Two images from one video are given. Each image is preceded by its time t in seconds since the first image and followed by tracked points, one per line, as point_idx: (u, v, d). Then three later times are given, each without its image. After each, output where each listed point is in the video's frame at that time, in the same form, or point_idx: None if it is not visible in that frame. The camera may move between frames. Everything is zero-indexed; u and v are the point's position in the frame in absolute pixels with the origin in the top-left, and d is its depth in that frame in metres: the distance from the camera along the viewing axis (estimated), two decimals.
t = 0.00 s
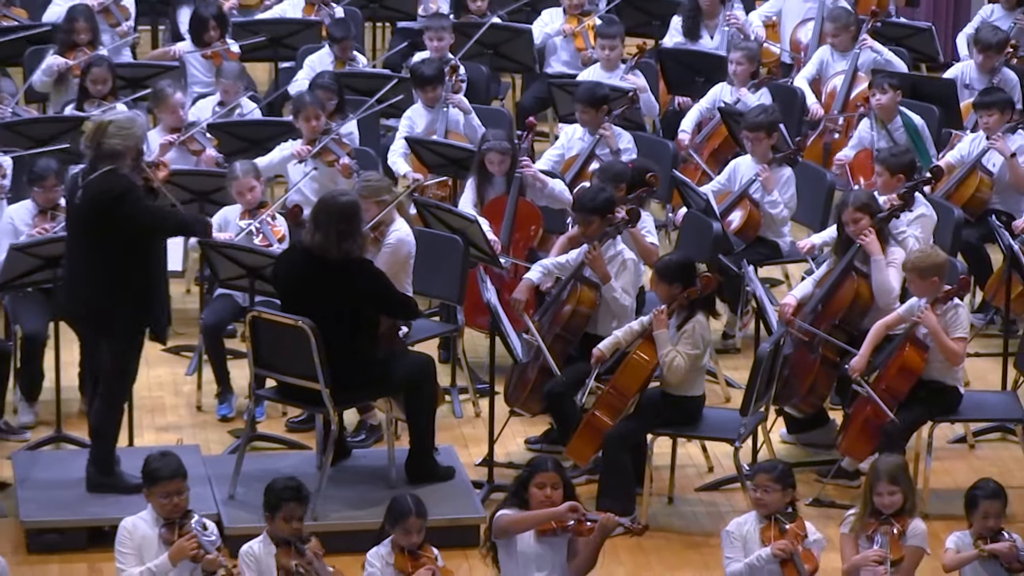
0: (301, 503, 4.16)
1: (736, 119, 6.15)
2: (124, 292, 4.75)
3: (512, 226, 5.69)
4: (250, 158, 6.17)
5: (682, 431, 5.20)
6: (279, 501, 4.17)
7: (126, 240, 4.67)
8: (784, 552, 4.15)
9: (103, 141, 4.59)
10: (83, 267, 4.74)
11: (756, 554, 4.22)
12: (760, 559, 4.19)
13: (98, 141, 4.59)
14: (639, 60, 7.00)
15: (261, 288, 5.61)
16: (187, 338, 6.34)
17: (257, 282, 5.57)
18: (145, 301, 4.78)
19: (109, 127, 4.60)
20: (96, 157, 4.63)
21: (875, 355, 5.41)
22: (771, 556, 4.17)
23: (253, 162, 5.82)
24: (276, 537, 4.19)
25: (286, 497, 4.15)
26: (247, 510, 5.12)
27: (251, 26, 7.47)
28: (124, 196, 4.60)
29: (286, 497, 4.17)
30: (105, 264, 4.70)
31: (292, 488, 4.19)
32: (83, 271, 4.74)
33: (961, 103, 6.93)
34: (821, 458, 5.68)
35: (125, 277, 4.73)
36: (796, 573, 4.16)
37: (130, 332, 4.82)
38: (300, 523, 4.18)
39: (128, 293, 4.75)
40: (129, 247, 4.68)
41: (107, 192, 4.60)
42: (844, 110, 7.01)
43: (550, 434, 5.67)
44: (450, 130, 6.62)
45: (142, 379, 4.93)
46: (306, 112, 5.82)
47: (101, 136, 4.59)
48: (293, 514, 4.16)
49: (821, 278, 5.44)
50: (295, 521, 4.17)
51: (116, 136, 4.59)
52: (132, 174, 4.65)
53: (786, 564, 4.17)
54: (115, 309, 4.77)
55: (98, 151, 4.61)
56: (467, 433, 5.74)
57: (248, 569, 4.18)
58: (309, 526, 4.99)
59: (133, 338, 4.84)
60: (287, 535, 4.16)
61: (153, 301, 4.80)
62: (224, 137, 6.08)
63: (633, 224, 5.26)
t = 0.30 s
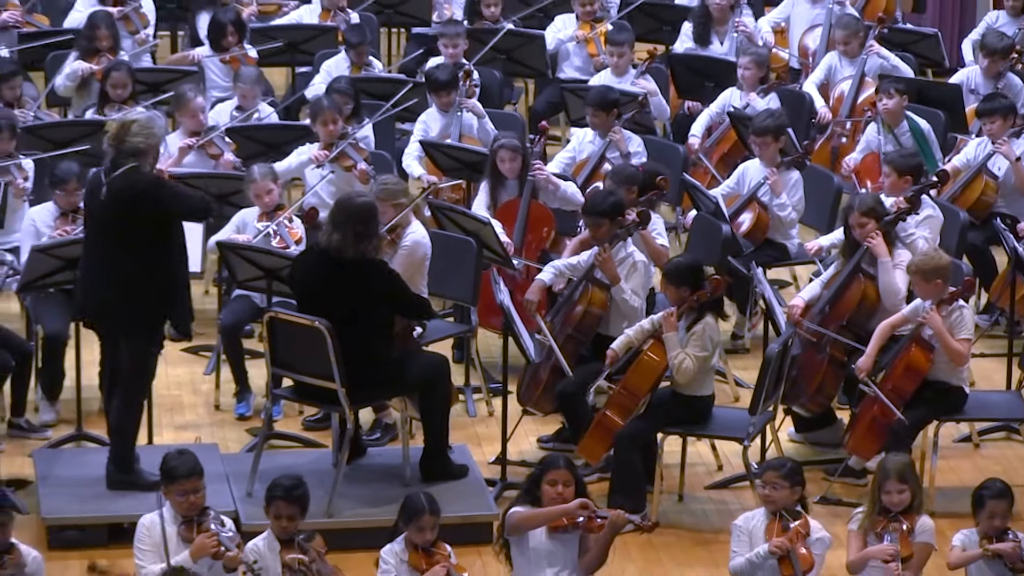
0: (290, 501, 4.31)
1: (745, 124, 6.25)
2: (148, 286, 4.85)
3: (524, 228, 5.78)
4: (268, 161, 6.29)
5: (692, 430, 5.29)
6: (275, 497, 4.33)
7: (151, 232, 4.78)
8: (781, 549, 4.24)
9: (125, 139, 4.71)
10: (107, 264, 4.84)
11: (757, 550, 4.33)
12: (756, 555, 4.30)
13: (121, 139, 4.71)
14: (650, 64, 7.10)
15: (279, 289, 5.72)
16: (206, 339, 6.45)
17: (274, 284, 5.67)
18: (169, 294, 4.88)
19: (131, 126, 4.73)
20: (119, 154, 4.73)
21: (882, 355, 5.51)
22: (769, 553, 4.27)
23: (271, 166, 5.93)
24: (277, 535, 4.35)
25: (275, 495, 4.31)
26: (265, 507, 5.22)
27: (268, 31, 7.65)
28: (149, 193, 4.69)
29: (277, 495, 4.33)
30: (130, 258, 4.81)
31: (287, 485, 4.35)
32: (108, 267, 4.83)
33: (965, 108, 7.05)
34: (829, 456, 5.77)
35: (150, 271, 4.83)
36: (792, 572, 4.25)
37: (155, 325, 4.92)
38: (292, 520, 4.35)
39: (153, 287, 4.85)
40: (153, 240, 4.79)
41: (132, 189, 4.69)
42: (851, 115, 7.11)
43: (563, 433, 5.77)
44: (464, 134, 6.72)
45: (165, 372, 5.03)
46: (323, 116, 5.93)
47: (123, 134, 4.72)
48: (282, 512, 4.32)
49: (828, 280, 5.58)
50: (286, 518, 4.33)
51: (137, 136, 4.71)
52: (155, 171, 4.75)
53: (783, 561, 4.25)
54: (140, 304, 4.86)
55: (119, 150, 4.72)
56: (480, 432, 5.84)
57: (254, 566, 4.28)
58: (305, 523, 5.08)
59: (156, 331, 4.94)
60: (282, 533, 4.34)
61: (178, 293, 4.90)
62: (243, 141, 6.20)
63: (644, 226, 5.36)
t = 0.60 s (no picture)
0: (305, 509, 4.41)
1: (750, 137, 6.35)
2: (166, 295, 4.96)
3: (533, 239, 5.88)
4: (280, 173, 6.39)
5: (698, 439, 5.38)
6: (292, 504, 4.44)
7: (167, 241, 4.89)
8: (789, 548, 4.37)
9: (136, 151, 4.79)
10: (127, 275, 4.93)
11: (763, 546, 4.43)
12: (766, 551, 4.40)
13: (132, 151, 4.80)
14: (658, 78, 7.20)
15: (292, 300, 5.82)
16: (221, 349, 6.56)
17: (287, 294, 5.77)
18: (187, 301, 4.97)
19: (145, 139, 4.80)
20: (132, 167, 4.82)
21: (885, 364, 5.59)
22: (777, 551, 4.38)
23: (285, 179, 6.04)
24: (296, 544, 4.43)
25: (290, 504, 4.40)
26: (278, 515, 5.32)
27: (282, 46, 7.78)
28: (167, 202, 4.81)
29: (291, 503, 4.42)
30: (150, 267, 4.90)
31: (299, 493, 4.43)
32: (128, 279, 4.92)
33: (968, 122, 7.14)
34: (834, 465, 5.86)
35: (169, 280, 4.92)
36: None
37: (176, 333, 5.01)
38: (309, 527, 4.42)
39: (172, 296, 4.94)
40: (169, 250, 4.91)
41: (150, 201, 4.79)
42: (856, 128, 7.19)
43: (571, 442, 5.86)
44: (475, 147, 6.82)
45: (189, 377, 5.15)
46: (337, 129, 6.03)
47: (134, 146, 4.80)
48: (298, 521, 4.41)
49: (833, 291, 5.64)
50: (302, 526, 4.41)
51: (152, 149, 4.80)
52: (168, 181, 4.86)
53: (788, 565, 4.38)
54: (160, 313, 4.96)
55: (134, 161, 4.81)
56: (490, 440, 5.93)
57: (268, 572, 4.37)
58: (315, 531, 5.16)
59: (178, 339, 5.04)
60: (299, 541, 4.42)
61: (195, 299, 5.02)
62: (256, 153, 6.29)
63: (651, 237, 5.46)
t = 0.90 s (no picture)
0: (338, 525, 4.47)
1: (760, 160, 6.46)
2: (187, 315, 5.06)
3: (547, 260, 5.99)
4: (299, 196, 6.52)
5: (710, 456, 5.47)
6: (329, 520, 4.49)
7: (193, 263, 4.99)
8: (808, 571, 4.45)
9: (162, 174, 4.89)
10: (149, 297, 5.03)
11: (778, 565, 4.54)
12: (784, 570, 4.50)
13: (158, 174, 4.89)
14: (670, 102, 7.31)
15: (310, 319, 5.92)
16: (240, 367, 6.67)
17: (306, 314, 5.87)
18: (212, 321, 5.08)
19: (165, 161, 4.90)
20: (157, 191, 4.92)
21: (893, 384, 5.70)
22: (797, 571, 4.47)
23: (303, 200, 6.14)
24: (331, 559, 4.48)
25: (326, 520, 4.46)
26: (297, 531, 5.42)
27: (301, 70, 7.88)
28: (194, 224, 4.93)
29: (326, 519, 4.48)
30: (175, 289, 5.00)
31: (333, 511, 4.49)
32: (152, 301, 5.03)
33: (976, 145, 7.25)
34: (843, 481, 5.96)
35: (194, 301, 5.02)
36: None
37: (201, 353, 5.11)
38: (343, 543, 4.48)
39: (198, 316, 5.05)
40: (191, 272, 5.01)
41: (175, 224, 4.91)
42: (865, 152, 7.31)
43: (585, 459, 5.96)
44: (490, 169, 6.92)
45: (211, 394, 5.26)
46: (356, 151, 6.13)
47: (160, 170, 4.91)
48: (331, 536, 4.47)
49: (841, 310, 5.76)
50: (336, 541, 4.47)
51: (175, 171, 4.90)
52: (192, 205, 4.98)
53: None
54: (186, 334, 5.06)
55: (157, 184, 4.91)
56: (505, 457, 6.03)
57: None
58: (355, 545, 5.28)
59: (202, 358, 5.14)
60: (332, 556, 4.48)
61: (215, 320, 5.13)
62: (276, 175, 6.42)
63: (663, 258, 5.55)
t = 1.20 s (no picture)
0: (375, 532, 4.67)
1: (774, 169, 6.50)
2: (214, 325, 5.10)
3: (562, 268, 6.01)
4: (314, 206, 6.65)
5: (723, 464, 5.51)
6: (359, 529, 4.67)
7: (223, 274, 5.04)
8: None
9: (193, 183, 4.94)
10: (177, 305, 5.08)
11: None
12: None
13: (188, 184, 4.94)
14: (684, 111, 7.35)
15: (327, 327, 5.96)
16: (256, 374, 6.72)
17: (322, 322, 5.90)
18: (238, 330, 5.14)
19: (193, 171, 4.95)
20: (190, 201, 4.97)
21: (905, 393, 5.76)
22: None
23: (319, 209, 6.18)
24: (360, 563, 4.68)
25: (364, 527, 4.65)
26: (314, 537, 5.47)
27: (316, 80, 7.90)
28: (226, 235, 4.97)
29: (363, 526, 4.68)
30: (204, 298, 5.06)
31: (371, 516, 4.69)
32: (179, 309, 5.07)
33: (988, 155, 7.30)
34: (856, 489, 6.00)
35: (222, 310, 5.09)
36: None
37: (226, 362, 5.17)
38: (377, 548, 4.68)
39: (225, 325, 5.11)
40: (218, 282, 5.05)
41: (207, 234, 4.95)
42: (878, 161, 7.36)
43: (599, 467, 6.00)
44: (504, 178, 6.97)
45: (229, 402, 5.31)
46: (374, 161, 6.19)
47: (191, 180, 4.96)
48: (369, 542, 4.67)
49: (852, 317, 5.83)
50: (372, 547, 4.67)
51: (203, 180, 4.95)
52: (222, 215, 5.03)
53: None
54: (212, 342, 5.12)
55: (188, 194, 4.96)
56: (519, 465, 6.07)
57: None
58: (381, 551, 5.31)
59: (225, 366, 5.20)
60: (366, 561, 4.67)
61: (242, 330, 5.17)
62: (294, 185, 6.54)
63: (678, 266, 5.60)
